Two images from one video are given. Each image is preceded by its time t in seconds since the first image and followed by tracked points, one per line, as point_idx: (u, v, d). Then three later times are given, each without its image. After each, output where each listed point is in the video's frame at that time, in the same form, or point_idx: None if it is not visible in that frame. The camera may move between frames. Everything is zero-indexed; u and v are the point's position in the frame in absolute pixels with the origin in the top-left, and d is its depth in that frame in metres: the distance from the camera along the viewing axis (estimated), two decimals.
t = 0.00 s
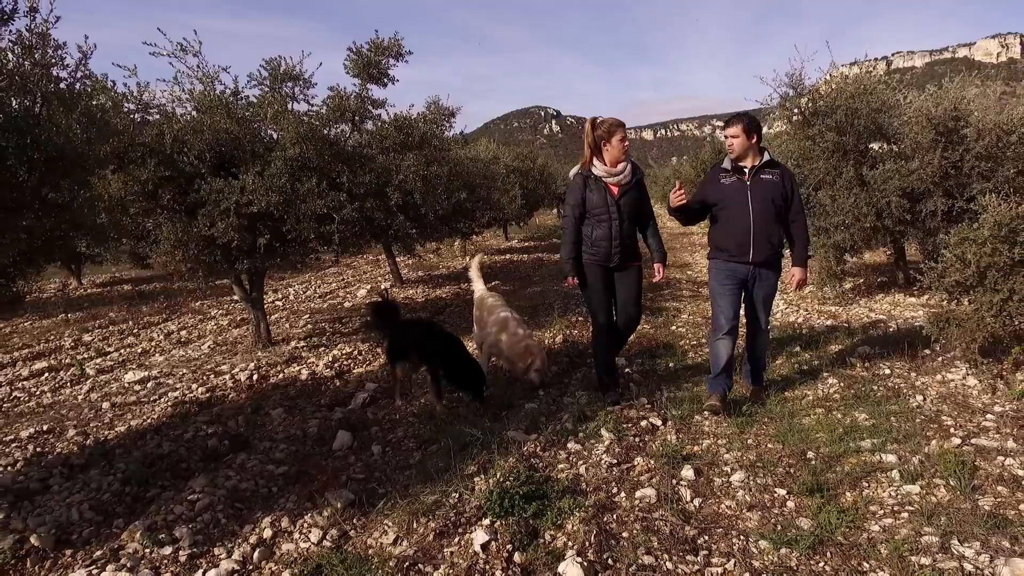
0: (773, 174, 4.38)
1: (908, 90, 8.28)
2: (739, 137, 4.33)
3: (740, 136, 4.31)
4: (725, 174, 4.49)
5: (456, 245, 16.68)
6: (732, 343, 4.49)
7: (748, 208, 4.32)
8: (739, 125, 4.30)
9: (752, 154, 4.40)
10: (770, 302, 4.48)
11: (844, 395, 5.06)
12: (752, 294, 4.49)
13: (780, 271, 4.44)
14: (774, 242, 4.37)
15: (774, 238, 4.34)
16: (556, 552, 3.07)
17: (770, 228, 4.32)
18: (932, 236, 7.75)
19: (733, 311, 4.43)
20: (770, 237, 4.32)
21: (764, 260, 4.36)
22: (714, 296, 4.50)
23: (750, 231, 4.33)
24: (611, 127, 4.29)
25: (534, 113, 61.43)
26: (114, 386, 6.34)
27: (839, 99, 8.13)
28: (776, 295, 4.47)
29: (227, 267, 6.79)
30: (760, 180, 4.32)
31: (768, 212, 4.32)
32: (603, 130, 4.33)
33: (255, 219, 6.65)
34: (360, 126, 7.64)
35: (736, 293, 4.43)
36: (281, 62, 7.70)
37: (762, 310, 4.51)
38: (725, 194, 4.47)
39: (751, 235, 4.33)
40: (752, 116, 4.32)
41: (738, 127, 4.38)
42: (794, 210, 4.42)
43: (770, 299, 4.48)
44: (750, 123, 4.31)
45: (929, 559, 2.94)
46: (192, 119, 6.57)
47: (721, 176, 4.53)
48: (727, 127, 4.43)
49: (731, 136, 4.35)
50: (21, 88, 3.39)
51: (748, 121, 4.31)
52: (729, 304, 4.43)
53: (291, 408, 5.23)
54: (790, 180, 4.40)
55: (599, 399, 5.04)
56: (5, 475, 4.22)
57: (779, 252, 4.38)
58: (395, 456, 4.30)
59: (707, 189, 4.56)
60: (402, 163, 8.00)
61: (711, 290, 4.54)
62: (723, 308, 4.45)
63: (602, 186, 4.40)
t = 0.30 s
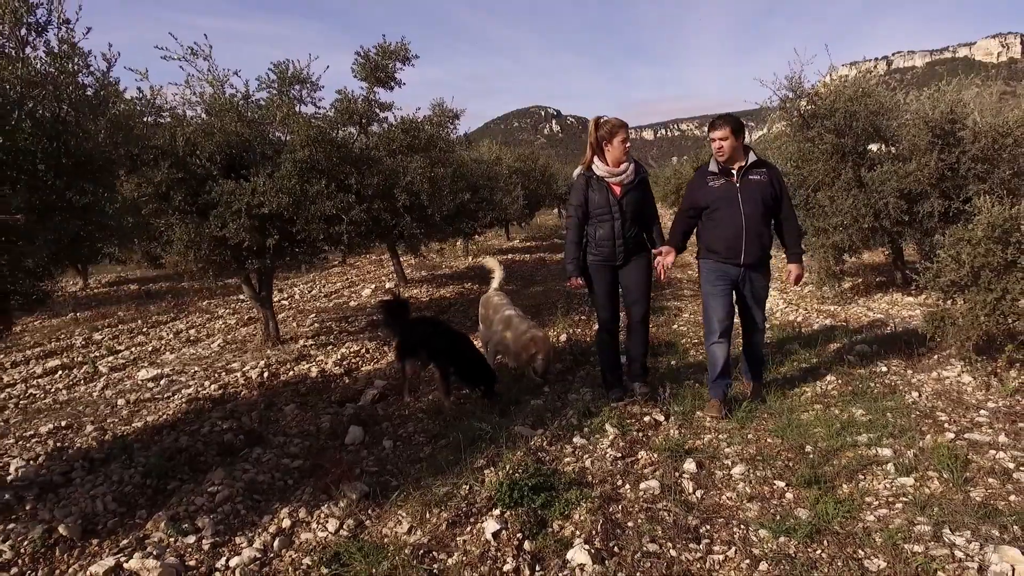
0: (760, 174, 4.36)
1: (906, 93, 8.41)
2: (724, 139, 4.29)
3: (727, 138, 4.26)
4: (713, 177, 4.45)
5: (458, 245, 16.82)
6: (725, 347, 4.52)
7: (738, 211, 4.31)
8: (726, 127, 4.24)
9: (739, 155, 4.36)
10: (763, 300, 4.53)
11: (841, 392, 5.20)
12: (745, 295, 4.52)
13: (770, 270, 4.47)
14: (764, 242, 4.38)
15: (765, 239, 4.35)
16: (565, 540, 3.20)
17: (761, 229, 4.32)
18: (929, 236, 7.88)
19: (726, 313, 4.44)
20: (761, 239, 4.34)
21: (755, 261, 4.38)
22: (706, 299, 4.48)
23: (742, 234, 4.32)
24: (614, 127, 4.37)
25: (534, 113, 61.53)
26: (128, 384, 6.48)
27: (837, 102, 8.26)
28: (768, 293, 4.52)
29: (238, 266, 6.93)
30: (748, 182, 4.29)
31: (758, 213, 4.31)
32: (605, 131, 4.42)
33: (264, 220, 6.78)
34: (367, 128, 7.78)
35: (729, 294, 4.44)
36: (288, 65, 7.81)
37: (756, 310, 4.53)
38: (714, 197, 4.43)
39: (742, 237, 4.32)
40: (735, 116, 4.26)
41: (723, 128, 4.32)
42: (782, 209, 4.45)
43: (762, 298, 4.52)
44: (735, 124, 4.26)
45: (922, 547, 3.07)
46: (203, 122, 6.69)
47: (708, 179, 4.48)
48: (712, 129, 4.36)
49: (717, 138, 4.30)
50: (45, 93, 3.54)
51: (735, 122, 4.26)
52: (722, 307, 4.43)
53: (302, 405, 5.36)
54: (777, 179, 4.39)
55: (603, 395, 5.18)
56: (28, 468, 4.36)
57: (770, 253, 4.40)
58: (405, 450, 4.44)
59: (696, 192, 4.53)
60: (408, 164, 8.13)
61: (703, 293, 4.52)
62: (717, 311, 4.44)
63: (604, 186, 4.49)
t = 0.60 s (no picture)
0: (752, 171, 4.35)
1: (905, 94, 8.51)
2: (715, 139, 4.22)
3: (720, 138, 4.20)
4: (705, 176, 4.44)
5: (461, 245, 16.94)
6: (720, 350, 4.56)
7: (730, 209, 4.31)
8: (717, 128, 4.17)
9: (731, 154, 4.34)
10: (768, 300, 4.39)
11: (840, 389, 5.31)
12: (745, 295, 4.48)
13: (767, 269, 4.42)
14: (759, 240, 4.37)
15: (759, 237, 4.34)
16: (573, 530, 3.32)
17: (754, 227, 4.31)
18: (928, 236, 8.00)
19: (720, 313, 4.48)
20: (755, 237, 4.33)
21: (750, 259, 4.37)
22: (700, 300, 4.53)
23: (734, 232, 4.31)
24: (614, 131, 4.39)
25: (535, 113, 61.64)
26: (140, 381, 6.60)
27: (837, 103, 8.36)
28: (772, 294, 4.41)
29: (247, 266, 7.04)
30: (740, 180, 4.29)
31: (751, 211, 4.30)
32: (609, 134, 4.45)
33: (273, 220, 6.89)
34: (373, 130, 7.89)
35: (723, 294, 4.45)
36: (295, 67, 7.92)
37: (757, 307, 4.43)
38: (706, 195, 4.43)
39: (735, 236, 4.32)
40: (725, 115, 4.16)
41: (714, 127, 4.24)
42: (776, 206, 4.42)
43: (767, 298, 4.41)
44: (726, 124, 4.17)
45: (918, 537, 3.18)
46: (212, 123, 6.79)
47: (701, 177, 4.48)
48: (703, 128, 4.26)
49: (707, 139, 4.24)
50: (67, 97, 3.64)
51: (726, 122, 4.17)
52: (715, 307, 4.46)
53: (312, 402, 5.47)
54: (769, 177, 4.38)
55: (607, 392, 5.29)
56: (47, 463, 4.47)
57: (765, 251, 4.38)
58: (415, 445, 4.55)
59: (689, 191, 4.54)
60: (414, 165, 8.25)
61: (698, 293, 4.57)
62: (711, 312, 4.48)
63: (607, 189, 4.51)
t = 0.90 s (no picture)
0: (749, 174, 4.35)
1: (903, 96, 8.61)
2: (714, 140, 4.25)
3: (718, 140, 4.23)
4: (703, 177, 4.47)
5: (462, 244, 17.06)
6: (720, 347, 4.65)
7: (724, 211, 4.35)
8: (715, 130, 4.21)
9: (729, 156, 4.36)
10: (752, 304, 4.39)
11: (838, 387, 5.41)
12: (731, 297, 4.48)
13: (760, 272, 4.38)
14: (753, 243, 4.36)
15: (753, 240, 4.35)
16: (577, 522, 3.42)
17: (746, 230, 4.32)
18: (925, 236, 8.10)
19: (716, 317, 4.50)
20: (748, 240, 4.34)
21: (742, 262, 4.37)
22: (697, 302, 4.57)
23: (727, 235, 4.37)
24: (620, 133, 4.34)
25: (535, 113, 61.74)
26: (149, 380, 6.70)
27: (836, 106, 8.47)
28: (758, 298, 4.38)
29: (254, 266, 7.16)
30: (736, 182, 4.31)
31: (746, 213, 4.33)
32: (615, 135, 4.41)
33: (280, 221, 6.99)
34: (378, 132, 8.00)
35: (716, 298, 4.47)
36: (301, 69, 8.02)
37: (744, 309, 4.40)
38: (703, 197, 4.48)
39: (728, 239, 4.37)
40: (723, 116, 4.23)
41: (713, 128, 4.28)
42: (773, 209, 4.43)
43: (751, 300, 4.40)
44: (723, 126, 4.23)
45: (911, 528, 3.29)
46: (220, 126, 6.89)
47: (699, 179, 4.51)
48: (702, 130, 4.32)
49: (707, 139, 4.28)
50: (87, 101, 3.73)
51: (723, 124, 4.22)
52: (709, 310, 4.50)
53: (320, 399, 5.58)
54: (767, 180, 4.37)
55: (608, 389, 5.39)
56: (62, 458, 4.58)
57: (758, 254, 4.36)
58: (421, 441, 4.65)
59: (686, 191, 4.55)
60: (418, 167, 8.37)
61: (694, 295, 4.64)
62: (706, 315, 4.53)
63: (610, 191, 4.47)
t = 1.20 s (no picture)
0: (756, 180, 4.14)
1: (900, 97, 8.71)
2: (731, 141, 4.03)
3: (734, 142, 4.01)
4: (706, 179, 4.25)
5: (464, 244, 17.18)
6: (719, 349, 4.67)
7: (725, 217, 4.15)
8: (735, 130, 4.01)
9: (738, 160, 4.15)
10: (750, 316, 4.16)
11: (834, 384, 5.52)
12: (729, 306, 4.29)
13: (759, 281, 4.17)
14: (752, 252, 4.16)
15: (751, 247, 4.15)
16: (579, 513, 3.53)
17: (745, 237, 4.13)
18: (921, 236, 8.21)
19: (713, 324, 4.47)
20: (746, 248, 4.15)
21: (739, 270, 4.18)
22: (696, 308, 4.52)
23: (724, 241, 4.20)
24: (627, 129, 4.26)
25: (535, 112, 61.82)
26: (157, 377, 6.82)
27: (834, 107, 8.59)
28: (758, 308, 4.14)
29: (260, 265, 7.27)
30: (740, 188, 4.10)
31: (746, 220, 4.13)
32: (622, 129, 4.33)
33: (285, 221, 7.11)
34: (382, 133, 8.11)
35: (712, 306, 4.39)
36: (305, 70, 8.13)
37: (738, 321, 4.21)
38: (704, 199, 4.27)
39: (724, 246, 4.20)
40: (741, 119, 4.03)
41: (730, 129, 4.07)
42: (778, 218, 4.21)
43: (749, 313, 4.17)
44: (740, 129, 4.02)
45: (903, 519, 3.39)
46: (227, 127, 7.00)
47: (702, 180, 4.29)
48: (719, 129, 4.11)
49: (725, 139, 4.05)
50: (104, 105, 3.84)
51: (742, 126, 4.02)
52: (705, 319, 4.45)
53: (327, 396, 5.69)
54: (774, 188, 4.14)
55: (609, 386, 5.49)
56: (76, 453, 4.70)
57: (756, 263, 4.15)
58: (426, 437, 4.76)
59: (687, 190, 4.34)
60: (422, 168, 8.49)
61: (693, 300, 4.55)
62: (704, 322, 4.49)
63: (614, 186, 4.44)
